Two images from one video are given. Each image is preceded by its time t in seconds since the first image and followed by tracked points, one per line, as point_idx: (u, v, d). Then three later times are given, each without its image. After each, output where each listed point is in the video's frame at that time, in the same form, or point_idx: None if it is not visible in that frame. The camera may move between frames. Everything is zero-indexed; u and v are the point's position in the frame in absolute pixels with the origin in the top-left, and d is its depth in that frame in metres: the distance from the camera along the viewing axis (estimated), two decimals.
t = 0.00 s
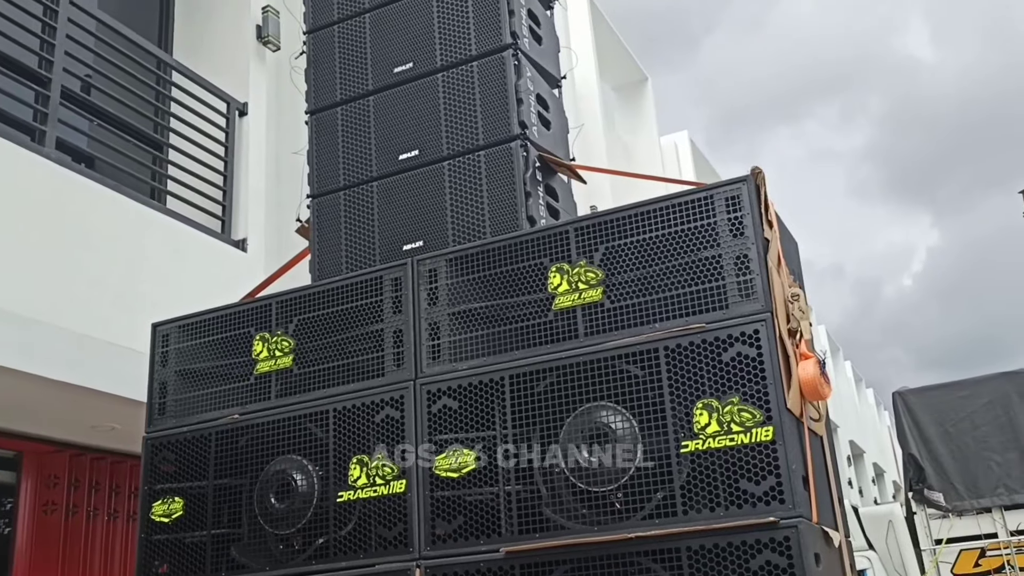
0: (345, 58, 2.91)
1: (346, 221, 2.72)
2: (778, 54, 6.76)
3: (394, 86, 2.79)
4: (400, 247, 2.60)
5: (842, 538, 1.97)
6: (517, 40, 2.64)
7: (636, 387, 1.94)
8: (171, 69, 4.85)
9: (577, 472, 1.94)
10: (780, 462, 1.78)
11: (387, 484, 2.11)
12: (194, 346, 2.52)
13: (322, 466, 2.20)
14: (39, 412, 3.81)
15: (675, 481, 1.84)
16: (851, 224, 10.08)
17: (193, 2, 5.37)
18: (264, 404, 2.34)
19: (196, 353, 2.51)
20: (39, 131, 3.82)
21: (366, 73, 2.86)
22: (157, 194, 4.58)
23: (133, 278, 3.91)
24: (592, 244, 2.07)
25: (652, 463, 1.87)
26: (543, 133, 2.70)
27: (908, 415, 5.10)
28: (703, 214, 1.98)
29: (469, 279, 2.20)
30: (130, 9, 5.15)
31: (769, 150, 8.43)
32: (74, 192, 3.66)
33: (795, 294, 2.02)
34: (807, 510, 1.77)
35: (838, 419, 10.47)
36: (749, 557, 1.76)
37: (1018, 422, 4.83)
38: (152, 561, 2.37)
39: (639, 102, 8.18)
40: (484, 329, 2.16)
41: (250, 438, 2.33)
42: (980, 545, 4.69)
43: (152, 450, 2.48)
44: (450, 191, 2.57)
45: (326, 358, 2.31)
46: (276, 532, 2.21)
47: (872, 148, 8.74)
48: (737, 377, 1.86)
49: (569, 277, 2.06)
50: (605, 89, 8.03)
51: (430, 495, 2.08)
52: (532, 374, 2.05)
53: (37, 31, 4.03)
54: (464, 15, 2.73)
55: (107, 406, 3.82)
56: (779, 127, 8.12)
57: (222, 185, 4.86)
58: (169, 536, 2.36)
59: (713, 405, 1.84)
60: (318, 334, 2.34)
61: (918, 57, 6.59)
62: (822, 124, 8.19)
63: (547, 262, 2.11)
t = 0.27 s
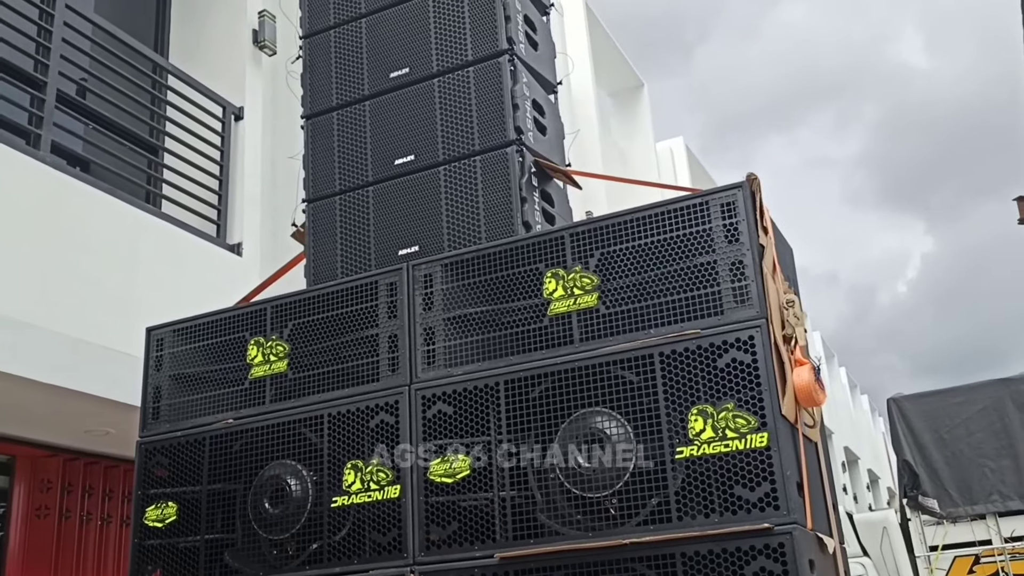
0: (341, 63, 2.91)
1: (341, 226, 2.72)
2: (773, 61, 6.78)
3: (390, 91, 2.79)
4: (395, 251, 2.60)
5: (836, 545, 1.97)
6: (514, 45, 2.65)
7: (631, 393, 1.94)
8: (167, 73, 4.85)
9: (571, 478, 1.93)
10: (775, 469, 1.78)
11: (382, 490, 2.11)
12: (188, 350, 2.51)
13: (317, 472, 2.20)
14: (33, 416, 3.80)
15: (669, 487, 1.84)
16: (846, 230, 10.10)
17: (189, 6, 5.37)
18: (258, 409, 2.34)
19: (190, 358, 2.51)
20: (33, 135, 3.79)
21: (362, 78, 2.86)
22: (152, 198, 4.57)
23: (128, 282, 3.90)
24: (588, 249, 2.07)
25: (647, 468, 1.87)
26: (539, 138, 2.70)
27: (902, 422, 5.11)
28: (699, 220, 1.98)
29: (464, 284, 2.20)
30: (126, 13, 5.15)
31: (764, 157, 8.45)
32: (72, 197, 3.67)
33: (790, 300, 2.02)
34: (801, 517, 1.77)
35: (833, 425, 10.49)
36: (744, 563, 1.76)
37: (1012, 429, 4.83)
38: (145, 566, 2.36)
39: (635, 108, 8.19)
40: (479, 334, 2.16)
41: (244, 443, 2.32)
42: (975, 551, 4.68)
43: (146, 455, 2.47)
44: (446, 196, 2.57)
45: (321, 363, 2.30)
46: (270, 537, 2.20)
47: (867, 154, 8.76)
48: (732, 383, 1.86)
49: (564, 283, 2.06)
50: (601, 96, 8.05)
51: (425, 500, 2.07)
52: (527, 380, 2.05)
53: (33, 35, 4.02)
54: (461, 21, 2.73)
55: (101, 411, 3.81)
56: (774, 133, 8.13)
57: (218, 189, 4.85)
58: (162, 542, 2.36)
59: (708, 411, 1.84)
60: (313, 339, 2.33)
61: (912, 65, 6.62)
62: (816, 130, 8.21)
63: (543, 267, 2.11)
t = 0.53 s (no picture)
0: (337, 65, 2.91)
1: (336, 229, 2.71)
2: (767, 65, 6.80)
3: (385, 94, 2.79)
4: (390, 254, 2.60)
5: (830, 547, 1.97)
6: (510, 49, 2.66)
7: (626, 396, 1.94)
8: (162, 76, 4.85)
9: (566, 480, 1.93)
10: (769, 472, 1.78)
11: (377, 492, 2.10)
12: (182, 352, 2.51)
13: (311, 474, 2.19)
14: (27, 419, 3.80)
15: (664, 489, 1.84)
16: (840, 234, 10.12)
17: (185, 8, 5.37)
18: (252, 411, 2.34)
19: (185, 360, 2.50)
20: (28, 136, 3.78)
21: (357, 81, 2.86)
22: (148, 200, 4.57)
23: (123, 285, 3.90)
24: (583, 252, 2.07)
25: (642, 471, 1.87)
26: (534, 142, 2.71)
27: (897, 425, 5.14)
28: (694, 223, 1.98)
29: (460, 287, 2.20)
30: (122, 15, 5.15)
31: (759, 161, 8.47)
32: (67, 200, 3.67)
33: (784, 303, 2.02)
34: (796, 520, 1.77)
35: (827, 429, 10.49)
36: (738, 566, 1.76)
37: (1006, 433, 4.86)
38: (139, 568, 2.35)
39: (630, 111, 8.20)
40: (474, 337, 2.16)
41: (238, 445, 2.32)
42: (969, 555, 4.67)
43: (140, 457, 2.47)
44: (442, 198, 2.57)
45: (316, 366, 2.30)
46: (264, 539, 2.20)
47: (861, 159, 8.78)
48: (727, 387, 1.86)
49: (559, 285, 2.06)
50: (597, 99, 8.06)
51: (420, 503, 2.07)
52: (522, 383, 2.05)
53: (29, 37, 4.02)
54: (456, 24, 2.73)
55: (94, 413, 3.80)
56: (769, 137, 8.15)
57: (213, 191, 4.85)
58: (156, 544, 2.35)
59: (703, 415, 1.84)
60: (308, 341, 2.33)
61: (906, 70, 6.64)
62: (811, 135, 8.23)
63: (538, 270, 2.11)
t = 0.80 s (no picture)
0: (332, 67, 2.91)
1: (332, 231, 2.71)
2: (762, 69, 6.81)
3: (381, 96, 2.79)
4: (386, 256, 2.60)
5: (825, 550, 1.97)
6: (505, 51, 2.66)
7: (621, 398, 1.94)
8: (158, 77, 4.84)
9: (561, 483, 1.93)
10: (764, 475, 1.78)
11: (371, 495, 2.10)
12: (177, 354, 2.50)
13: (306, 477, 2.19)
14: (21, 420, 3.79)
15: (660, 492, 1.84)
16: (835, 237, 10.14)
17: (181, 10, 5.37)
18: (247, 414, 2.33)
19: (180, 362, 2.49)
20: (23, 138, 3.77)
21: (353, 83, 2.86)
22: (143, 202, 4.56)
23: (117, 287, 3.89)
24: (578, 255, 2.07)
25: (637, 474, 1.87)
26: (530, 144, 2.71)
27: (891, 428, 5.13)
28: (690, 226, 1.98)
29: (455, 289, 2.20)
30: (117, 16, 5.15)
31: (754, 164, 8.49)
32: (62, 203, 3.66)
33: (780, 306, 2.02)
34: (791, 523, 1.77)
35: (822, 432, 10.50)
36: (733, 569, 1.76)
37: (1001, 436, 4.87)
38: (132, 571, 2.34)
39: (626, 114, 8.21)
40: (469, 340, 2.15)
41: (233, 448, 2.31)
42: (964, 558, 4.68)
43: (134, 460, 2.46)
44: (437, 200, 2.57)
45: (311, 368, 2.30)
46: (259, 542, 2.19)
47: (856, 162, 8.79)
48: (722, 389, 1.86)
49: (555, 288, 2.06)
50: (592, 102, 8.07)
51: (414, 506, 2.07)
52: (518, 385, 2.04)
53: (24, 38, 4.01)
54: (452, 26, 2.73)
55: (88, 416, 3.78)
56: (764, 140, 8.17)
57: (208, 193, 4.84)
58: (150, 547, 2.34)
59: (698, 417, 1.84)
60: (303, 344, 2.33)
61: (900, 73, 6.66)
62: (806, 138, 8.24)
63: (533, 273, 2.11)
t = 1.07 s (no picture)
0: (329, 69, 2.91)
1: (328, 233, 2.71)
2: (757, 73, 6.82)
3: (378, 99, 2.79)
4: (382, 259, 2.59)
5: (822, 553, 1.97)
6: (502, 54, 2.66)
7: (618, 401, 1.93)
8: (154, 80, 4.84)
9: (558, 486, 1.93)
10: (761, 478, 1.78)
11: (368, 498, 2.10)
12: (173, 356, 2.49)
13: (302, 480, 2.18)
14: (17, 424, 3.78)
15: (656, 494, 1.84)
16: (831, 240, 10.15)
17: (178, 12, 5.36)
18: (243, 416, 2.33)
19: (175, 365, 2.49)
20: (19, 140, 3.76)
21: (350, 85, 2.86)
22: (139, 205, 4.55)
23: (114, 291, 3.88)
24: (575, 258, 2.07)
25: (634, 477, 1.87)
26: (527, 147, 2.71)
27: (888, 431, 5.14)
28: (687, 229, 1.98)
29: (451, 292, 2.20)
30: (114, 19, 5.15)
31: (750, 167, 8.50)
32: (59, 207, 3.65)
33: (777, 309, 2.02)
34: (788, 526, 1.76)
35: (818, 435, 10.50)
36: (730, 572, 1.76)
37: (997, 439, 4.87)
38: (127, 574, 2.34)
39: (623, 117, 8.22)
40: (465, 342, 2.15)
41: (229, 451, 2.30)
42: (960, 561, 4.68)
43: (129, 463, 2.45)
44: (434, 203, 2.57)
45: (308, 370, 2.29)
46: (254, 545, 2.19)
47: (850, 166, 8.81)
48: (719, 392, 1.86)
49: (552, 291, 2.06)
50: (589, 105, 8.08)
51: (411, 509, 2.06)
52: (514, 388, 2.04)
53: (20, 41, 4.01)
54: (448, 28, 2.73)
55: (85, 419, 3.78)
56: (760, 144, 8.18)
57: (205, 196, 4.84)
58: (145, 550, 2.33)
59: (695, 420, 1.84)
60: (299, 346, 2.32)
61: (896, 78, 6.67)
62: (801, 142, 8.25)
63: (530, 275, 2.11)
